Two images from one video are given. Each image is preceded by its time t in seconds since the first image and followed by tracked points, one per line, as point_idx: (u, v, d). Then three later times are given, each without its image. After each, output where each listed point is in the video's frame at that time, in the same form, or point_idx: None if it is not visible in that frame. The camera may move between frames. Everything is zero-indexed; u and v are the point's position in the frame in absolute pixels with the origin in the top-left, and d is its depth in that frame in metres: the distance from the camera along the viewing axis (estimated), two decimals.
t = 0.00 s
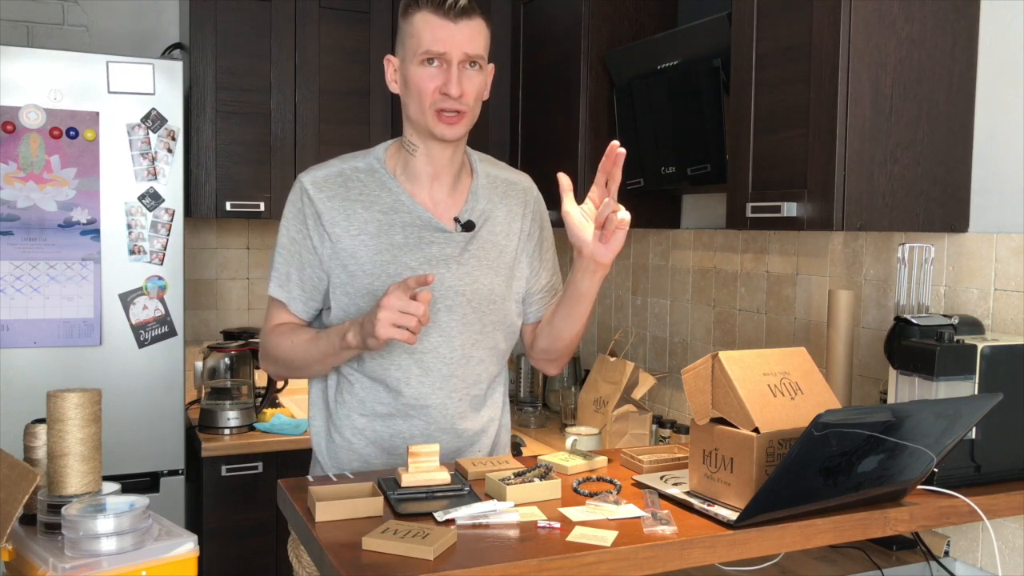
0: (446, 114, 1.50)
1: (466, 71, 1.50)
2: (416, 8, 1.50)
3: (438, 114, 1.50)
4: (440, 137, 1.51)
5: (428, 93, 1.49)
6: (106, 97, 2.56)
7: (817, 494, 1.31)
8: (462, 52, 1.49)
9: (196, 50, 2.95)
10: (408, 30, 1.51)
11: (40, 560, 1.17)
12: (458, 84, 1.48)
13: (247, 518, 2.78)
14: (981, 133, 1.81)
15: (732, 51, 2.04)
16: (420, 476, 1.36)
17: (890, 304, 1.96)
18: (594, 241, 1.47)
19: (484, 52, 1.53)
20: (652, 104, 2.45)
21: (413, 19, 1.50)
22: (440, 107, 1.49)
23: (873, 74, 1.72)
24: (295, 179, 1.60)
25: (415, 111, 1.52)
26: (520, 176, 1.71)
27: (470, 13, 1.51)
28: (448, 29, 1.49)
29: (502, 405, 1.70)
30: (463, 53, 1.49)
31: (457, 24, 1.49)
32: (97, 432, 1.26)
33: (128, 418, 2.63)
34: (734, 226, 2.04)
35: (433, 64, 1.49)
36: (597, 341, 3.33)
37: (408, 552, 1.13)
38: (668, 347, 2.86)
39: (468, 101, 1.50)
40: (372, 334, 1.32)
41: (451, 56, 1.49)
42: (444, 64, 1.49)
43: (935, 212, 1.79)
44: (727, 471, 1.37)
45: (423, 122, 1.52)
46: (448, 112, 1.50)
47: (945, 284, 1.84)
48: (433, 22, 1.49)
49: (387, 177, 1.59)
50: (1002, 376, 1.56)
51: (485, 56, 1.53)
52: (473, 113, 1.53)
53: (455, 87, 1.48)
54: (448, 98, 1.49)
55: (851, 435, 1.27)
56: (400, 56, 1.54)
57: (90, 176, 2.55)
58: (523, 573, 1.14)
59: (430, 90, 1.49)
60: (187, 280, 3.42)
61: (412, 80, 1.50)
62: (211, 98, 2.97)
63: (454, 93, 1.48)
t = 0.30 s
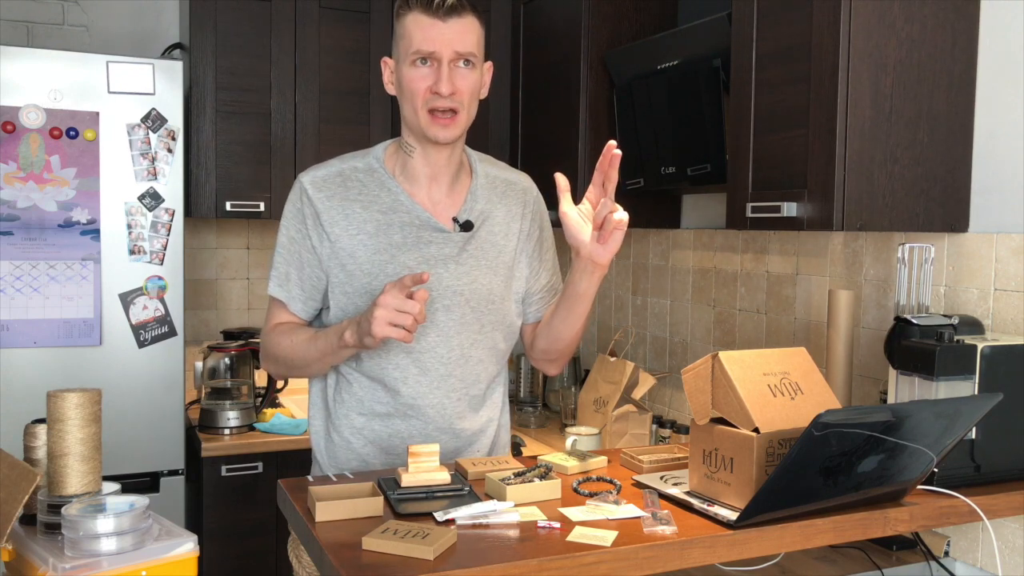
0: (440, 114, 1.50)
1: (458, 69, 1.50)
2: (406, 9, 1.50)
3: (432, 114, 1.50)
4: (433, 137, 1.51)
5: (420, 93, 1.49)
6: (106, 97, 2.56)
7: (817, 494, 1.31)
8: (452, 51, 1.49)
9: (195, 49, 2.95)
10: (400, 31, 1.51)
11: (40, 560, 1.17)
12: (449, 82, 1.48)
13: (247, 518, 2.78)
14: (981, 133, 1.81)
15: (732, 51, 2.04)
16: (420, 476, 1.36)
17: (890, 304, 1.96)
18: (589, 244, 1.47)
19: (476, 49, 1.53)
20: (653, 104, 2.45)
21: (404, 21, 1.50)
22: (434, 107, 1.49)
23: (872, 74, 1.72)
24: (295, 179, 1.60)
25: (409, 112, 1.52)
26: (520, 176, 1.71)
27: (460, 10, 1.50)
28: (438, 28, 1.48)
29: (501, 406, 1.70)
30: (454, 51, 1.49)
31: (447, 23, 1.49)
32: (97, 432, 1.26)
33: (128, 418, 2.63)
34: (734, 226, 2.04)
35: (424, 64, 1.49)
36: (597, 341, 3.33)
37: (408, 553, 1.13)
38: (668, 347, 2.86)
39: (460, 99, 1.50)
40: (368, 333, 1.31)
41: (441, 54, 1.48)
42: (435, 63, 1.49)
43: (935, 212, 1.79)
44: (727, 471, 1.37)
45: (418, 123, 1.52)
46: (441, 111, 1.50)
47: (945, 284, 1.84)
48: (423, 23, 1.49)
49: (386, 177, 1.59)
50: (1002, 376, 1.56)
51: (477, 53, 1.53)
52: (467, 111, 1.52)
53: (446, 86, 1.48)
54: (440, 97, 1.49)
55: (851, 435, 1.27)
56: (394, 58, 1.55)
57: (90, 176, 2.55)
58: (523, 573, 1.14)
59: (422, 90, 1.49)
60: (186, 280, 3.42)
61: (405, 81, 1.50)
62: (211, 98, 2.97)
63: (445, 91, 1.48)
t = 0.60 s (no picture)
0: (438, 111, 1.49)
1: (453, 66, 1.50)
2: (399, 9, 1.50)
3: (429, 111, 1.50)
4: (432, 133, 1.50)
5: (418, 91, 1.49)
6: (106, 97, 2.56)
7: (817, 494, 1.31)
8: (447, 48, 1.49)
9: (195, 50, 2.95)
10: (394, 31, 1.51)
11: (40, 560, 1.17)
12: (446, 79, 1.48)
13: (247, 519, 2.78)
14: (981, 133, 1.81)
15: (732, 51, 2.04)
16: (420, 476, 1.36)
17: (890, 304, 1.96)
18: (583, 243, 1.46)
19: (469, 46, 1.53)
20: (652, 104, 2.45)
21: (398, 21, 1.50)
22: (431, 104, 1.48)
23: (872, 74, 1.72)
24: (294, 175, 1.60)
25: (406, 111, 1.52)
26: (519, 173, 1.71)
27: (453, 8, 1.51)
28: (433, 25, 1.49)
29: (500, 404, 1.70)
30: (448, 48, 1.49)
31: (440, 20, 1.49)
32: (97, 432, 1.26)
33: (128, 418, 2.63)
34: (734, 226, 2.04)
35: (420, 62, 1.49)
36: (597, 341, 3.33)
37: (408, 553, 1.13)
38: (668, 347, 2.86)
39: (457, 96, 1.49)
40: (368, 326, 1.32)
41: (436, 52, 1.49)
42: (430, 61, 1.49)
43: (935, 212, 1.79)
44: (727, 471, 1.37)
45: (416, 121, 1.51)
46: (439, 108, 1.49)
47: (945, 284, 1.84)
48: (417, 21, 1.49)
49: (385, 173, 1.59)
50: (1002, 376, 1.56)
51: (471, 50, 1.53)
52: (464, 108, 1.52)
53: (443, 82, 1.48)
54: (437, 94, 1.48)
55: (851, 435, 1.27)
56: (389, 59, 1.54)
57: (90, 176, 2.55)
58: (523, 573, 1.14)
59: (419, 88, 1.49)
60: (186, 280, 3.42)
61: (401, 81, 1.50)
62: (211, 98, 2.97)
63: (442, 88, 1.48)
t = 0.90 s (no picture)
0: (434, 110, 1.49)
1: (449, 65, 1.50)
2: (394, 10, 1.51)
3: (426, 110, 1.49)
4: (429, 132, 1.50)
5: (414, 91, 1.49)
6: (106, 97, 2.56)
7: (817, 494, 1.31)
8: (442, 47, 1.49)
9: (195, 49, 2.95)
10: (390, 33, 1.52)
11: (40, 560, 1.17)
12: (442, 78, 1.48)
13: (247, 519, 2.78)
14: (981, 133, 1.81)
15: (732, 50, 2.04)
16: (421, 476, 1.35)
17: (890, 303, 1.96)
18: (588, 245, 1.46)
19: (466, 45, 1.53)
20: (652, 104, 2.45)
21: (394, 22, 1.51)
22: (427, 102, 1.48)
23: (872, 74, 1.72)
24: (293, 177, 1.60)
25: (404, 112, 1.51)
26: (518, 174, 1.71)
27: (447, 7, 1.51)
28: (428, 25, 1.49)
29: (500, 404, 1.70)
30: (444, 48, 1.49)
31: (435, 20, 1.49)
32: (97, 432, 1.26)
33: (128, 418, 2.63)
34: (734, 226, 2.04)
35: (416, 62, 1.49)
36: (597, 341, 3.33)
37: (408, 552, 1.13)
38: (668, 347, 2.86)
39: (453, 94, 1.49)
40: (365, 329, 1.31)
41: (431, 51, 1.49)
42: (426, 61, 1.49)
43: (935, 213, 1.79)
44: (727, 471, 1.37)
45: (414, 121, 1.51)
46: (435, 107, 1.49)
47: (945, 284, 1.84)
48: (412, 22, 1.49)
49: (384, 174, 1.59)
50: (1002, 376, 1.56)
51: (467, 49, 1.53)
52: (462, 107, 1.52)
53: (438, 82, 1.48)
54: (433, 93, 1.48)
55: (850, 435, 1.27)
56: (387, 61, 1.55)
57: (90, 176, 2.55)
58: (523, 573, 1.14)
59: (415, 88, 1.49)
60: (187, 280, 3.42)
61: (398, 81, 1.50)
62: (211, 98, 2.97)
63: (438, 87, 1.47)
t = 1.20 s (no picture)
0: (430, 105, 1.48)
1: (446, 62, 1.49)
2: (396, 10, 1.52)
3: (421, 106, 1.49)
4: (425, 128, 1.49)
5: (410, 86, 1.49)
6: (106, 97, 2.56)
7: (817, 494, 1.31)
8: (440, 44, 1.49)
9: (195, 49, 2.95)
10: (391, 33, 1.53)
11: (40, 561, 1.17)
12: (437, 73, 1.48)
13: (247, 518, 2.78)
14: (981, 134, 1.81)
15: (732, 51, 2.04)
16: (421, 476, 1.36)
17: (890, 303, 1.96)
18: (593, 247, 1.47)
19: (466, 44, 1.53)
20: (652, 104, 2.45)
21: (394, 21, 1.52)
22: (422, 97, 1.48)
23: (872, 74, 1.72)
24: (295, 174, 1.60)
25: (402, 109, 1.51)
26: (518, 175, 1.71)
27: (447, 6, 1.51)
28: (426, 23, 1.49)
29: (499, 405, 1.70)
30: (441, 45, 1.49)
31: (434, 18, 1.49)
32: (98, 432, 1.26)
33: (128, 418, 2.63)
34: (734, 226, 2.04)
35: (413, 59, 1.49)
36: (597, 342, 3.33)
37: (408, 552, 1.13)
38: (668, 347, 2.86)
39: (449, 90, 1.49)
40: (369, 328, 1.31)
41: (428, 48, 1.49)
42: (423, 57, 1.49)
43: (935, 213, 1.79)
44: (727, 471, 1.37)
45: (410, 117, 1.50)
46: (431, 103, 1.48)
47: (945, 284, 1.84)
48: (411, 20, 1.50)
49: (386, 174, 1.59)
50: (1002, 376, 1.56)
51: (466, 47, 1.52)
52: (459, 104, 1.51)
53: (432, 76, 1.47)
54: (428, 87, 1.48)
55: (851, 435, 1.27)
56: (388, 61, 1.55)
57: (90, 176, 2.55)
58: (523, 573, 1.14)
59: (410, 84, 1.49)
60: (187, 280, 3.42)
61: (396, 79, 1.51)
62: (211, 98, 2.97)
63: (432, 82, 1.47)
